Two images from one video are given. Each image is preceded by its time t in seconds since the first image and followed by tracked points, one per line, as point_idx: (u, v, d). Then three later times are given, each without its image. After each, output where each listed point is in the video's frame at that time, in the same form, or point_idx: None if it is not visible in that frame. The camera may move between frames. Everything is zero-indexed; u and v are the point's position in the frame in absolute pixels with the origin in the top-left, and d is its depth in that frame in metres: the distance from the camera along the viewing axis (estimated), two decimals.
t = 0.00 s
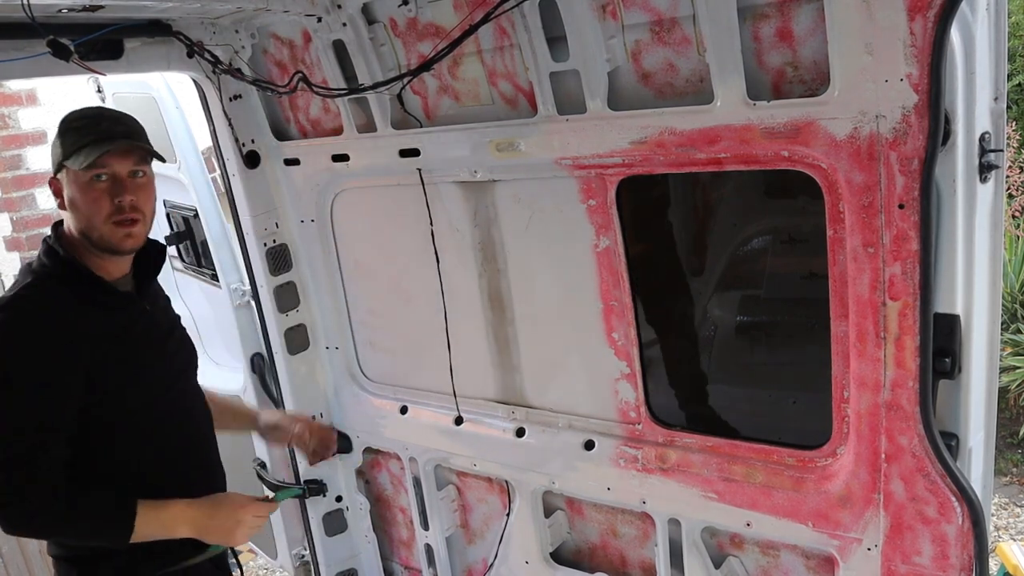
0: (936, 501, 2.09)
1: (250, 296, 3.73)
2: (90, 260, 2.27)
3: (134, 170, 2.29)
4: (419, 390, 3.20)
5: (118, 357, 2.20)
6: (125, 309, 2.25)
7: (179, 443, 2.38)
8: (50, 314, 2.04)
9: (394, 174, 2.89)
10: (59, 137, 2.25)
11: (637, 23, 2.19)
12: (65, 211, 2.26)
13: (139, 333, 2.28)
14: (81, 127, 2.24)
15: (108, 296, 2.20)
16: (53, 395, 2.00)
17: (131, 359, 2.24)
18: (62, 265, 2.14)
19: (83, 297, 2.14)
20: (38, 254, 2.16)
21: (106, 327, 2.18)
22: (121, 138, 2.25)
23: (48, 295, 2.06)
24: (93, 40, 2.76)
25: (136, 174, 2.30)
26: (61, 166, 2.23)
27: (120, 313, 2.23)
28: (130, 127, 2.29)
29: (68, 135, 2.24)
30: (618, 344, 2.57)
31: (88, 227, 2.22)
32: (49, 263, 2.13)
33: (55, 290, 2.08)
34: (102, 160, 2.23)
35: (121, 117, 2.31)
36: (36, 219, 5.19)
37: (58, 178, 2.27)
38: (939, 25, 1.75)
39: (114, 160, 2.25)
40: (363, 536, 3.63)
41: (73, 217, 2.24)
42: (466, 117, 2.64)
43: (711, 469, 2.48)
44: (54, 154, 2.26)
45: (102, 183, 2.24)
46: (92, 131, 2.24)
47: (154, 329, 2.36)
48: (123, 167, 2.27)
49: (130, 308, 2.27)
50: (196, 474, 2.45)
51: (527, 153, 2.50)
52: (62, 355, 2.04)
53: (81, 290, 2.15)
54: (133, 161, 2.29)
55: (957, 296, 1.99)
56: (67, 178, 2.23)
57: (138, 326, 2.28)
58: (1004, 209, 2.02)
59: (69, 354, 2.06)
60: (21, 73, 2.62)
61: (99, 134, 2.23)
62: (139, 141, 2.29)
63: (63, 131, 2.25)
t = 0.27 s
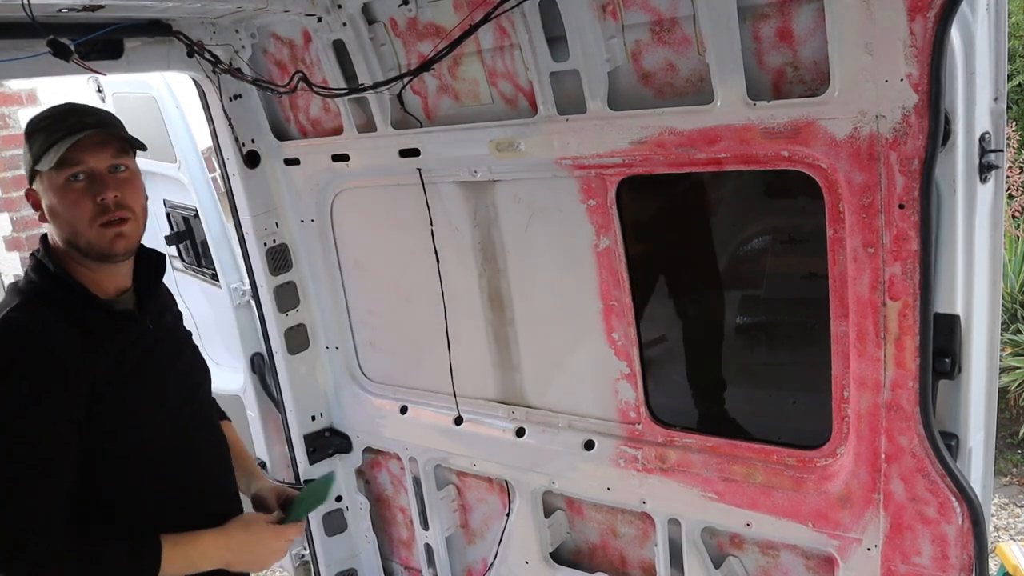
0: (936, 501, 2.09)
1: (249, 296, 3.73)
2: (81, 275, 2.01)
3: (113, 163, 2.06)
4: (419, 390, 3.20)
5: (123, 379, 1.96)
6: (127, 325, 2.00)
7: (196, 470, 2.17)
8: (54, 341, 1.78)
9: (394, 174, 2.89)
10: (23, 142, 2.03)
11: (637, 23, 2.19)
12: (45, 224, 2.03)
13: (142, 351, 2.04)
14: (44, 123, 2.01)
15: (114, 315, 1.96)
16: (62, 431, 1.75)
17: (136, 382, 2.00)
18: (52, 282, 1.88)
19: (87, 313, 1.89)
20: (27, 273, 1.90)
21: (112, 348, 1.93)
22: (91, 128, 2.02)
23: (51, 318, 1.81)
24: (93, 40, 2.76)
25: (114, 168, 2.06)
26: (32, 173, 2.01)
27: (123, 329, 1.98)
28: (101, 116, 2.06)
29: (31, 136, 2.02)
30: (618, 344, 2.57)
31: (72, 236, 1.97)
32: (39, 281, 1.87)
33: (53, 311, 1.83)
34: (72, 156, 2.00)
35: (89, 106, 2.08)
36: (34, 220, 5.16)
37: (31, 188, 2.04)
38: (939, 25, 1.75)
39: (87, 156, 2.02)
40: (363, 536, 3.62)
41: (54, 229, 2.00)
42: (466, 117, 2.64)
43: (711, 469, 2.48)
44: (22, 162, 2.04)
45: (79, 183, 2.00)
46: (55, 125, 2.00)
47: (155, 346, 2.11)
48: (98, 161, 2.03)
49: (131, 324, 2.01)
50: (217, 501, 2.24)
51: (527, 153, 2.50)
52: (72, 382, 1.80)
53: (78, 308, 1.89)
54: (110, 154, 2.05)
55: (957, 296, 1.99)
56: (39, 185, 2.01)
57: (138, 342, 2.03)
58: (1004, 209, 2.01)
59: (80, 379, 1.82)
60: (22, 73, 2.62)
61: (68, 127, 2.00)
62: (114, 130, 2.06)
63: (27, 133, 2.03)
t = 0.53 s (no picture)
0: (936, 501, 2.09)
1: (249, 296, 3.75)
2: (77, 284, 1.92)
3: (113, 163, 1.96)
4: (419, 390, 3.20)
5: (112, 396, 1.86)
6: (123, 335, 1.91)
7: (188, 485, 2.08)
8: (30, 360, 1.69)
9: (394, 174, 2.89)
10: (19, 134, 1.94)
11: (637, 23, 2.19)
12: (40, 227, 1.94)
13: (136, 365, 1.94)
14: (41, 116, 1.92)
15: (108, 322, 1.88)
16: (42, 456, 1.66)
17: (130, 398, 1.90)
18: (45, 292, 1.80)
19: (74, 327, 1.80)
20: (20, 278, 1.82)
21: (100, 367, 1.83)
22: (90, 124, 1.92)
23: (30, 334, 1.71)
24: (93, 40, 2.76)
25: (116, 168, 1.96)
26: (26, 170, 1.91)
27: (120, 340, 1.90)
28: (102, 110, 1.96)
29: (25, 129, 1.92)
30: (618, 344, 2.57)
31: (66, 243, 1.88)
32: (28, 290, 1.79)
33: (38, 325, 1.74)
34: (69, 155, 1.90)
35: (90, 98, 1.98)
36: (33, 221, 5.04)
37: (26, 187, 1.95)
38: (939, 25, 1.75)
39: (85, 154, 1.92)
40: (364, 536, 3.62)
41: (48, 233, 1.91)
42: (466, 117, 2.64)
43: (711, 469, 2.48)
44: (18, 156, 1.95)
45: (74, 185, 1.90)
46: (52, 119, 1.91)
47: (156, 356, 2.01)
48: (98, 160, 1.94)
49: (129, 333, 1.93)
50: (215, 516, 2.16)
51: (527, 153, 2.50)
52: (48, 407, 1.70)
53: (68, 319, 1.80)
54: (111, 152, 1.96)
55: (957, 296, 1.99)
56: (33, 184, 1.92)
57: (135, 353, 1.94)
58: (1004, 209, 2.01)
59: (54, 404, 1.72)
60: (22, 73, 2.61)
61: (66, 121, 1.91)
62: (116, 127, 1.96)
63: (23, 126, 1.93)
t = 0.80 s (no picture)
0: (936, 501, 2.09)
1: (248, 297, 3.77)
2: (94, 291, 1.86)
3: (137, 164, 1.87)
4: (419, 390, 3.20)
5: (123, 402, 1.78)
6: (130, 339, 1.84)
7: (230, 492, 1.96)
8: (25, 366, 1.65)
9: (394, 174, 2.89)
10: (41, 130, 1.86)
11: (637, 23, 2.19)
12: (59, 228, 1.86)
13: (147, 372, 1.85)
14: (64, 113, 1.84)
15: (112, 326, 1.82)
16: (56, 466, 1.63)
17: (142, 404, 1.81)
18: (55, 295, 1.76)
19: (77, 336, 1.75)
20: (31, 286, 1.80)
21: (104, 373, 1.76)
22: (114, 121, 1.84)
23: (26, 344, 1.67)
24: (93, 40, 2.75)
25: (140, 170, 1.88)
26: (47, 168, 1.83)
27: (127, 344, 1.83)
28: (128, 107, 1.89)
29: (48, 125, 1.84)
30: (618, 344, 2.57)
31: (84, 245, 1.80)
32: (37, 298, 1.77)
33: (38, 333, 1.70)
34: (91, 154, 1.82)
35: (117, 93, 1.90)
36: (35, 221, 4.87)
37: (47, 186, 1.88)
38: (939, 25, 1.75)
39: (108, 154, 1.83)
40: (363, 536, 3.62)
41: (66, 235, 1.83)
42: (466, 117, 2.64)
43: (710, 469, 2.48)
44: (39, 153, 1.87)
45: (95, 186, 1.81)
46: (76, 115, 1.83)
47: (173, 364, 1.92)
48: (121, 161, 1.85)
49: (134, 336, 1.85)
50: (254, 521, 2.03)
51: (528, 153, 2.50)
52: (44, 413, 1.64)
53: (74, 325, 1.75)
54: (136, 153, 1.87)
55: (957, 296, 1.99)
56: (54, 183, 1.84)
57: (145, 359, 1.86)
58: (1004, 209, 2.01)
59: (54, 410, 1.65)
60: (22, 73, 2.61)
61: (90, 117, 1.83)
62: (142, 125, 1.87)
63: (45, 122, 1.85)
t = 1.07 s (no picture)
0: (936, 501, 2.09)
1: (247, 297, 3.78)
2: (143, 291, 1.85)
3: (185, 160, 1.89)
4: (419, 390, 3.20)
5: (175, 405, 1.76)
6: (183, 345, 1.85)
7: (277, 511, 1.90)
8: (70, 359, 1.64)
9: (394, 174, 2.89)
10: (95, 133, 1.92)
11: (637, 23, 2.19)
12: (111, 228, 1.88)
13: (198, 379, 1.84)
14: (116, 112, 1.88)
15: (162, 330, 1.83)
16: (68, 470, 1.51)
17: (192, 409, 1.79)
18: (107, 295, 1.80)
19: (126, 336, 1.77)
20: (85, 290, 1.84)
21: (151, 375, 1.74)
22: (161, 117, 1.87)
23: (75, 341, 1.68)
24: (93, 39, 2.75)
25: (187, 165, 1.89)
26: (99, 166, 1.87)
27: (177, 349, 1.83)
28: (175, 103, 1.91)
29: (100, 126, 1.90)
30: (618, 344, 2.57)
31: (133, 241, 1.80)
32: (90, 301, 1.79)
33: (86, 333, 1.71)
34: (139, 149, 1.84)
35: (167, 91, 1.94)
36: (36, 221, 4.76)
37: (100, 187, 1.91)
38: (939, 25, 1.75)
39: (156, 149, 1.85)
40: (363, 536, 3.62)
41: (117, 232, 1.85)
42: (466, 118, 2.64)
43: (710, 469, 2.48)
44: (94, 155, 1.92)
45: (142, 180, 1.83)
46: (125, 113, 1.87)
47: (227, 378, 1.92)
48: (169, 156, 1.87)
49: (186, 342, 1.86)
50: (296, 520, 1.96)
51: (528, 153, 2.49)
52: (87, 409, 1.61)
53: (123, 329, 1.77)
54: (183, 149, 1.88)
55: (957, 296, 1.99)
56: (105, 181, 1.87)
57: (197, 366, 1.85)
58: (1004, 209, 2.01)
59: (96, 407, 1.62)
60: (22, 73, 2.61)
61: (139, 113, 1.86)
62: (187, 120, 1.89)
63: (99, 124, 1.91)
